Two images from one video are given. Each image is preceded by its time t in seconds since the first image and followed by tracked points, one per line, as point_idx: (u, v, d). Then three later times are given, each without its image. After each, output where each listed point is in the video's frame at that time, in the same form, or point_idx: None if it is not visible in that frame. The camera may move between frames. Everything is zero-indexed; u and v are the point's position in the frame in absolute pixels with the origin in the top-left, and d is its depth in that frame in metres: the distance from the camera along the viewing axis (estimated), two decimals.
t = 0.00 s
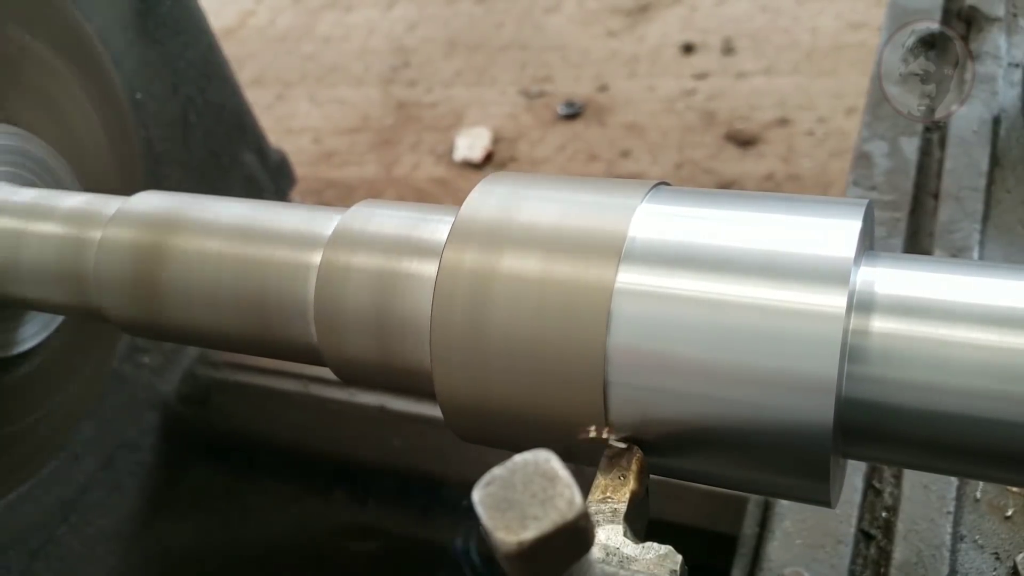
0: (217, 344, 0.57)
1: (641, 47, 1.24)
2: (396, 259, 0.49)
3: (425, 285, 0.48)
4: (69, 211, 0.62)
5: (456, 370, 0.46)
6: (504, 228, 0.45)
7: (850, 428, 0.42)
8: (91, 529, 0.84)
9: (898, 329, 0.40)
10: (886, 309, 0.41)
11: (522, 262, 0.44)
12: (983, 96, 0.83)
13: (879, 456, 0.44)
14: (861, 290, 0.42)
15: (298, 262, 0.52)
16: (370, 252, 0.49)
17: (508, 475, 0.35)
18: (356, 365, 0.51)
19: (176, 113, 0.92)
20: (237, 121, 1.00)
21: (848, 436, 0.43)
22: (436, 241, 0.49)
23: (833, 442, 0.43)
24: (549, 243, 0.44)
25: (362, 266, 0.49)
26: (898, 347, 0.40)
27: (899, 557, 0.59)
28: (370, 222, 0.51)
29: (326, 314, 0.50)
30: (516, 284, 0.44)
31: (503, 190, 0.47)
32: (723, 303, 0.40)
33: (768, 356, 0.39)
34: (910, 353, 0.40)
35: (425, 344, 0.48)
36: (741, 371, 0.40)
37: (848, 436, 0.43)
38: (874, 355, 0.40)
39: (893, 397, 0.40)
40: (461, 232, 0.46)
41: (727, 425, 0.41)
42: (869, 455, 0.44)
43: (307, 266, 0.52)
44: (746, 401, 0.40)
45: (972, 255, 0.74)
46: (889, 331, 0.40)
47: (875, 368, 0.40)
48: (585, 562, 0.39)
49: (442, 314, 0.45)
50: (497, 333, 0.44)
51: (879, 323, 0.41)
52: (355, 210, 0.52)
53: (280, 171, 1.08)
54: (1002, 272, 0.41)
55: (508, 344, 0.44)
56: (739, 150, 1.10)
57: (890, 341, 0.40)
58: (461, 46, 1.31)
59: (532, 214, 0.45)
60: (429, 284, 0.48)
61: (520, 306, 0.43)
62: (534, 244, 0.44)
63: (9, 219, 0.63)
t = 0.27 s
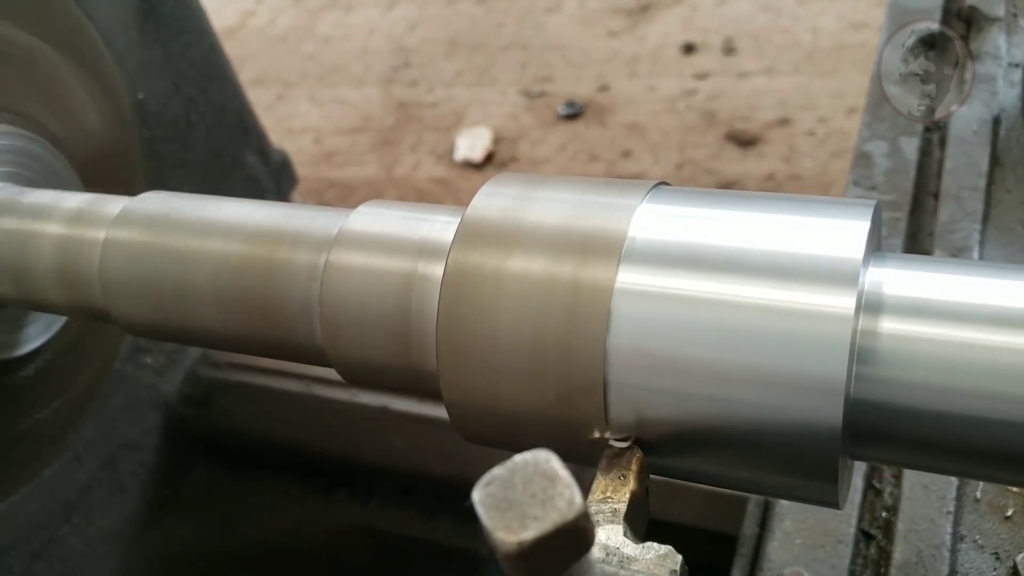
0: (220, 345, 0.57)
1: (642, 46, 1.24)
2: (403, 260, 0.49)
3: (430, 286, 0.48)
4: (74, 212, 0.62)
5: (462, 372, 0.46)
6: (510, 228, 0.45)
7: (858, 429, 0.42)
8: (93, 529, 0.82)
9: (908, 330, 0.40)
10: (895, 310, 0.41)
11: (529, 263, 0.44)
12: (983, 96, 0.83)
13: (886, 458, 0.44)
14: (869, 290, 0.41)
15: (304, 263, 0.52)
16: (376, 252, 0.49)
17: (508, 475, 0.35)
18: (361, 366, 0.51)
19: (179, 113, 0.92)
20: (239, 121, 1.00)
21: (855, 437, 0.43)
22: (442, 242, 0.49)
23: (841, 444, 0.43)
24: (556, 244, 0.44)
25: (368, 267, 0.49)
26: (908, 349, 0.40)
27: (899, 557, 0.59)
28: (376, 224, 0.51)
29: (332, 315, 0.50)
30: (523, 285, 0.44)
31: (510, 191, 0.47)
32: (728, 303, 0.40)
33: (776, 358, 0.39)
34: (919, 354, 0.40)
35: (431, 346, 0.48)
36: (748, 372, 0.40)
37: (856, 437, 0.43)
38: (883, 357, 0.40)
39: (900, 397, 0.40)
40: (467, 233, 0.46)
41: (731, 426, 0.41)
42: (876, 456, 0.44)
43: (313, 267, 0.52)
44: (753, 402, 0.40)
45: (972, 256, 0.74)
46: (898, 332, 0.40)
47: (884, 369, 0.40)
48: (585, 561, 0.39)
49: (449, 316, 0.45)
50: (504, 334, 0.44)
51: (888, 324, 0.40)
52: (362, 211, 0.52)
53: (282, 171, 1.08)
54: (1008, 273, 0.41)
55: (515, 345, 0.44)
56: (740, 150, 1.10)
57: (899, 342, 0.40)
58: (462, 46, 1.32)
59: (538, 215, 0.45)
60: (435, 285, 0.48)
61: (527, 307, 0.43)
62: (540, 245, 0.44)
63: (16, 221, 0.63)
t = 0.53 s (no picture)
0: (224, 346, 0.57)
1: (642, 46, 1.24)
2: (407, 260, 0.49)
3: (436, 286, 0.48)
4: (78, 212, 0.62)
5: (468, 373, 0.45)
6: (516, 228, 0.45)
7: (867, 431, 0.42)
8: (95, 530, 0.84)
9: (915, 330, 0.40)
10: (903, 311, 0.41)
11: (535, 263, 0.44)
12: (983, 96, 0.83)
13: (892, 458, 0.44)
14: (876, 292, 0.41)
15: (310, 264, 0.52)
16: (382, 253, 0.49)
17: (508, 475, 0.35)
18: (366, 367, 0.51)
19: (180, 113, 0.92)
20: (240, 121, 1.00)
21: (864, 437, 0.43)
22: (447, 243, 0.49)
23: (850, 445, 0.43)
24: (560, 245, 0.44)
25: (373, 267, 0.49)
26: (916, 350, 0.40)
27: (899, 557, 0.59)
28: (381, 224, 0.51)
29: (337, 316, 0.50)
30: (528, 285, 0.43)
31: (516, 192, 0.47)
32: (729, 303, 0.40)
33: (784, 359, 0.39)
34: (925, 356, 0.40)
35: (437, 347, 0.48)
36: (751, 373, 0.40)
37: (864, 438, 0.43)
38: (891, 358, 0.40)
39: (902, 398, 0.40)
40: (473, 234, 0.46)
41: (732, 426, 0.41)
42: (883, 457, 0.44)
43: (318, 268, 0.52)
44: (758, 402, 0.40)
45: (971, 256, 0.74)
46: (905, 333, 0.40)
47: (890, 370, 0.40)
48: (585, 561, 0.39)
49: (455, 316, 0.45)
50: (510, 336, 0.44)
51: (896, 325, 0.40)
52: (366, 212, 0.52)
53: (283, 171, 1.08)
54: (1004, 272, 0.41)
55: (521, 347, 0.44)
56: (741, 151, 1.10)
57: (906, 343, 0.40)
58: (462, 46, 1.32)
59: (544, 215, 0.45)
60: (440, 286, 0.48)
61: (533, 308, 0.43)
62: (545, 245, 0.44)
63: (18, 220, 0.63)
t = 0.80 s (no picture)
0: (228, 346, 0.57)
1: (643, 46, 1.24)
2: (413, 261, 0.49)
3: (442, 287, 0.48)
4: (83, 213, 0.62)
5: (474, 375, 0.45)
6: (523, 229, 0.45)
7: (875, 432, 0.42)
8: (96, 530, 0.83)
9: (924, 331, 0.40)
10: (910, 312, 0.41)
11: (542, 264, 0.44)
12: (983, 96, 0.83)
13: (901, 459, 0.44)
14: (885, 293, 0.41)
15: (314, 265, 0.52)
16: (387, 254, 0.49)
17: (508, 475, 0.35)
18: (371, 368, 0.51)
19: (182, 113, 0.92)
20: (242, 121, 1.00)
21: (872, 438, 0.43)
22: (454, 244, 0.49)
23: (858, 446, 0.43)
24: (564, 246, 0.44)
25: (379, 268, 0.49)
26: (925, 351, 0.40)
27: (899, 557, 0.59)
28: (387, 225, 0.51)
29: (342, 316, 0.50)
30: (533, 287, 0.43)
31: (522, 192, 0.47)
32: (732, 304, 0.40)
33: (789, 360, 0.39)
34: (932, 357, 0.40)
35: (443, 348, 0.48)
36: (757, 374, 0.39)
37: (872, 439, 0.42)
38: (900, 359, 0.40)
39: (906, 398, 0.40)
40: (479, 234, 0.46)
41: (735, 427, 0.41)
42: (891, 458, 0.44)
43: (322, 269, 0.52)
44: (763, 403, 0.40)
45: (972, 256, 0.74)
46: (914, 334, 0.40)
47: (897, 372, 0.40)
48: (584, 561, 0.39)
49: (461, 318, 0.45)
50: (515, 337, 0.44)
51: (903, 326, 0.40)
52: (372, 213, 0.52)
53: (285, 171, 1.08)
54: (1004, 273, 0.41)
55: (526, 349, 0.44)
56: (742, 150, 1.10)
57: (914, 343, 0.40)
58: (463, 46, 1.32)
59: (550, 216, 0.45)
60: (446, 287, 0.48)
61: (540, 309, 0.43)
62: (549, 247, 0.44)
63: (23, 219, 0.64)
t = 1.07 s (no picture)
0: (231, 347, 0.57)
1: (644, 46, 1.24)
2: (418, 261, 0.49)
3: (447, 287, 0.48)
4: (85, 213, 0.62)
5: (479, 376, 0.45)
6: (529, 229, 0.45)
7: (883, 433, 0.42)
8: (98, 531, 0.84)
9: (931, 332, 0.40)
10: (918, 313, 0.41)
11: (547, 265, 0.44)
12: (983, 96, 0.83)
13: (909, 461, 0.44)
14: (893, 293, 0.41)
15: (318, 265, 0.52)
16: (392, 254, 0.49)
17: (508, 475, 0.36)
18: (375, 368, 0.51)
19: (184, 113, 0.92)
20: (244, 121, 1.00)
21: (879, 439, 0.43)
22: (459, 244, 0.49)
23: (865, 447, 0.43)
24: (568, 247, 0.44)
25: (383, 268, 0.49)
26: (932, 352, 0.40)
27: (899, 556, 0.59)
28: (392, 224, 0.51)
29: (347, 316, 0.50)
30: (538, 288, 0.43)
31: (527, 193, 0.47)
32: (738, 304, 0.40)
33: (794, 361, 0.39)
34: (940, 359, 0.39)
35: (448, 348, 0.48)
36: (763, 375, 0.39)
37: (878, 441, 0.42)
38: (907, 360, 0.40)
39: (911, 399, 0.40)
40: (484, 235, 0.46)
41: (741, 428, 0.41)
42: (899, 459, 0.44)
43: (327, 269, 0.52)
44: (768, 404, 0.40)
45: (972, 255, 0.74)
46: (922, 335, 0.40)
47: (905, 373, 0.40)
48: (584, 561, 0.39)
49: (467, 318, 0.45)
50: (519, 338, 0.44)
51: (911, 328, 0.40)
52: (377, 213, 0.52)
53: (286, 172, 1.08)
54: (1006, 273, 0.41)
55: (532, 350, 0.43)
56: (742, 150, 1.10)
57: (921, 344, 0.40)
58: (463, 46, 1.32)
59: (556, 217, 0.45)
60: (451, 288, 0.48)
61: (546, 309, 0.43)
62: (552, 248, 0.44)
63: (26, 220, 0.64)
